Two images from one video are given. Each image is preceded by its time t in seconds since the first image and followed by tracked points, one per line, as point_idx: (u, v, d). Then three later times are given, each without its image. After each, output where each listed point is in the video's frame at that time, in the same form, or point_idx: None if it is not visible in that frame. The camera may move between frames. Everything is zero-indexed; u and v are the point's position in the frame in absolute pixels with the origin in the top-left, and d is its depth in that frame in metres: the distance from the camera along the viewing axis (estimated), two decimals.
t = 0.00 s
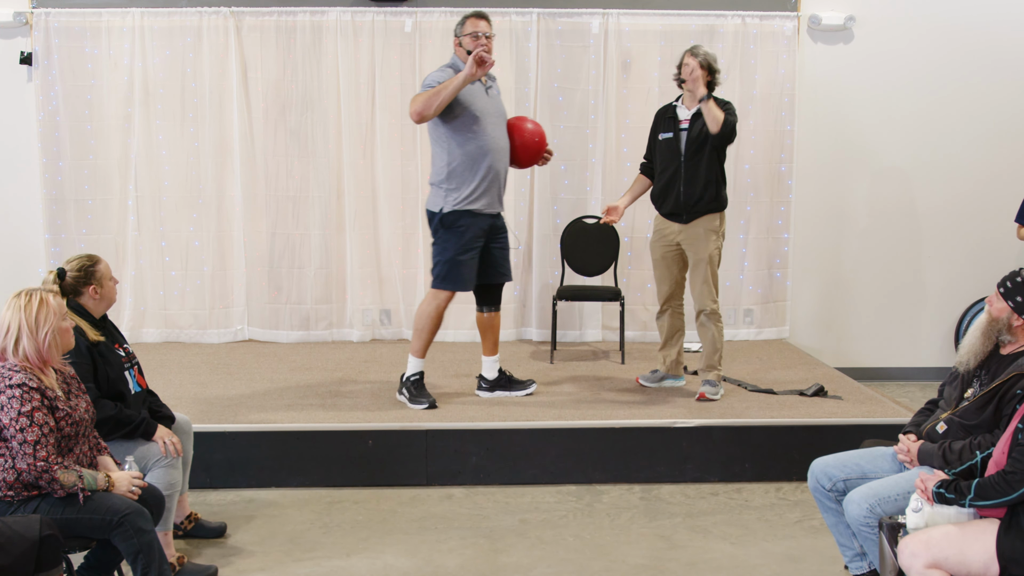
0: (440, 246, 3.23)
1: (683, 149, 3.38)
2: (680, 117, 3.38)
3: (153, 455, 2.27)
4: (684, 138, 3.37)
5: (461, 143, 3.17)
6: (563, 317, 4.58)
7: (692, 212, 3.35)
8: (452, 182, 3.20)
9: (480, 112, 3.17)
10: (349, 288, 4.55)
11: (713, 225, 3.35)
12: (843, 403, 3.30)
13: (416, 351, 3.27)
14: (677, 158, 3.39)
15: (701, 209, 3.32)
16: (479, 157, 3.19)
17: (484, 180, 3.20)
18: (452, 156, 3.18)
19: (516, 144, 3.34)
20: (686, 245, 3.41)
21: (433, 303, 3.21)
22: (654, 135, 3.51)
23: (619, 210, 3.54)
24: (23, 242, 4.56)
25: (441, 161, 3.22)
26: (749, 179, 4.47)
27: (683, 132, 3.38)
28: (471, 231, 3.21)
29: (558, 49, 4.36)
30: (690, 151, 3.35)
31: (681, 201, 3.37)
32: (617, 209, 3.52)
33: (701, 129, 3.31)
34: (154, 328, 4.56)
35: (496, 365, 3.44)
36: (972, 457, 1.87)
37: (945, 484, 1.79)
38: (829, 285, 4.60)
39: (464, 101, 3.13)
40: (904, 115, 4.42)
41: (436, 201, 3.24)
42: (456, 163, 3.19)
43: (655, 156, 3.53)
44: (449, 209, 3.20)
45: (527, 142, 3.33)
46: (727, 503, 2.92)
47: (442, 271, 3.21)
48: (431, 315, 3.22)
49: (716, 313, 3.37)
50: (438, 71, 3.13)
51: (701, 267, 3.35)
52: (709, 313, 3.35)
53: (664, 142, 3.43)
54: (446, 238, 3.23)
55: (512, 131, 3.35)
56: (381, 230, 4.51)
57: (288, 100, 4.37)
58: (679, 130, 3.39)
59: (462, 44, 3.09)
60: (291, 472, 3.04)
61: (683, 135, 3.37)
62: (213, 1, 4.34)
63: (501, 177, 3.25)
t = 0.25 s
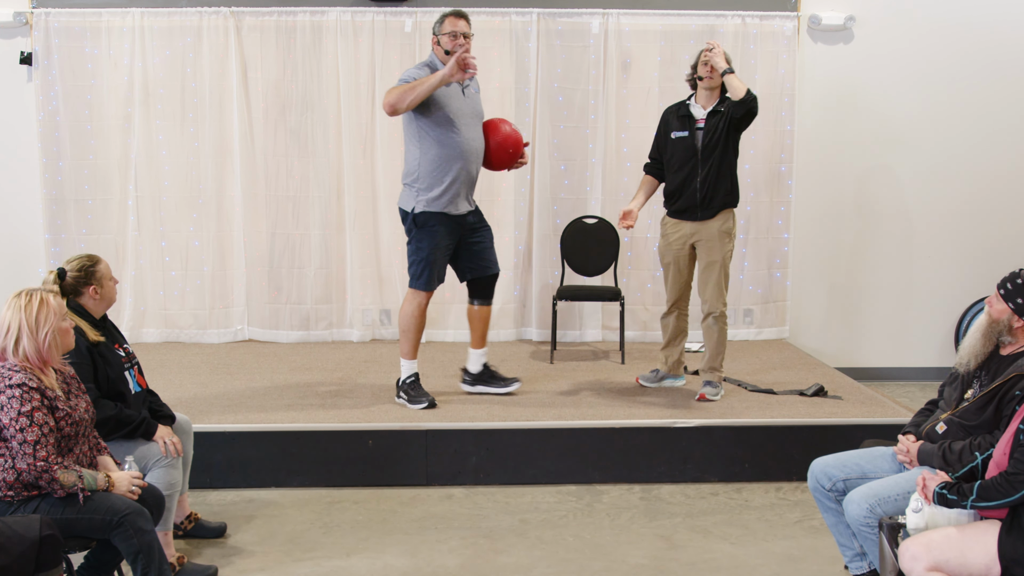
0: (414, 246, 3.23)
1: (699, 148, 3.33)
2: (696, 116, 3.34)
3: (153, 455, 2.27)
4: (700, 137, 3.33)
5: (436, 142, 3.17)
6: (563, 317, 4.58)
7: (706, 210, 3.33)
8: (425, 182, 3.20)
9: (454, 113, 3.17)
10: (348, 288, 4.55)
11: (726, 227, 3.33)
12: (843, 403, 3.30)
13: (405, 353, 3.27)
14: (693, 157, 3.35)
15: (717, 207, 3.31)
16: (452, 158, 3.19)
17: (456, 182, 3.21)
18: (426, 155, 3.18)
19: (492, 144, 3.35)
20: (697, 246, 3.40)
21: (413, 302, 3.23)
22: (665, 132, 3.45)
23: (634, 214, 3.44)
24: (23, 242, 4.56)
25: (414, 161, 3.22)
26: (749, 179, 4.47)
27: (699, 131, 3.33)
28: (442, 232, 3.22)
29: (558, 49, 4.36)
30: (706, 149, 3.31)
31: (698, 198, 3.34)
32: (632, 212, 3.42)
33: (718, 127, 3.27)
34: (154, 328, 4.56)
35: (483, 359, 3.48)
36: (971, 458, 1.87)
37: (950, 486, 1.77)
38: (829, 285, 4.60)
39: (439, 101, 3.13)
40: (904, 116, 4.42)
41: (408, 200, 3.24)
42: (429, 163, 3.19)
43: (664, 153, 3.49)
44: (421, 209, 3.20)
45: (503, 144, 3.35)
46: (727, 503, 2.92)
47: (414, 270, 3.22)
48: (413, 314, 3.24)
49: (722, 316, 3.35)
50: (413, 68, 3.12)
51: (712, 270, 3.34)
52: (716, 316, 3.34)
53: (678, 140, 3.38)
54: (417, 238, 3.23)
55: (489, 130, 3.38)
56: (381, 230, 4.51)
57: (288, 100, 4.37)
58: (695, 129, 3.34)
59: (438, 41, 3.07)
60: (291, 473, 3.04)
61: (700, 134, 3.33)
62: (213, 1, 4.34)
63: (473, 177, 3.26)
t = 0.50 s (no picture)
0: (410, 244, 3.23)
1: (709, 146, 3.32)
2: (706, 116, 3.32)
3: (153, 454, 2.27)
4: (711, 136, 3.32)
5: (428, 140, 3.18)
6: (563, 317, 4.58)
7: (716, 210, 3.33)
8: (418, 180, 3.21)
9: (445, 109, 3.18)
10: (348, 288, 4.55)
11: (732, 227, 3.35)
12: (843, 403, 3.30)
13: (406, 352, 3.27)
14: (703, 155, 3.34)
15: (725, 206, 3.32)
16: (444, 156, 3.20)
17: (449, 178, 3.22)
18: (418, 153, 3.19)
19: (485, 139, 3.37)
20: (702, 246, 3.39)
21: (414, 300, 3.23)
22: (673, 129, 3.42)
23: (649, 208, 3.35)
24: (22, 242, 4.56)
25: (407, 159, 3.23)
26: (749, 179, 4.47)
27: (709, 130, 3.33)
28: (437, 229, 3.22)
29: (558, 49, 4.36)
30: (717, 147, 3.31)
31: (706, 197, 3.34)
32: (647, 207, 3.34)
33: (729, 126, 3.29)
34: (154, 328, 4.56)
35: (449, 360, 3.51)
36: (971, 458, 1.87)
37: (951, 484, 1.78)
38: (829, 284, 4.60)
39: (429, 98, 3.14)
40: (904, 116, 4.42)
41: (403, 199, 3.25)
42: (421, 161, 3.20)
43: (672, 151, 3.45)
44: (415, 207, 3.20)
45: (497, 139, 3.36)
46: (727, 503, 2.92)
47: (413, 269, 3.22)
48: (413, 314, 3.24)
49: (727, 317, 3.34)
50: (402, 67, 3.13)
51: (719, 270, 3.32)
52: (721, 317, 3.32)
53: (688, 138, 3.37)
54: (412, 236, 3.22)
55: (483, 125, 3.39)
56: (381, 231, 4.51)
57: (288, 100, 4.37)
58: (705, 127, 3.33)
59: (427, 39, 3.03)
60: (291, 473, 3.04)
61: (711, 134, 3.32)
62: (213, 1, 4.34)
63: (466, 174, 3.26)
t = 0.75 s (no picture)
0: (407, 243, 3.24)
1: (708, 146, 3.31)
2: (706, 116, 3.31)
3: (153, 455, 2.26)
4: (710, 135, 3.31)
5: (424, 138, 3.18)
6: (563, 317, 4.58)
7: (715, 209, 3.32)
8: (415, 179, 3.21)
9: (442, 107, 3.17)
10: (348, 288, 4.55)
11: (729, 227, 3.35)
12: (843, 403, 3.30)
13: (406, 352, 3.27)
14: (702, 155, 3.33)
15: (723, 206, 3.32)
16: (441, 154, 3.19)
17: (446, 176, 3.21)
18: (415, 151, 3.19)
19: (482, 142, 3.37)
20: (699, 246, 3.38)
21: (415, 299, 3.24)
22: (670, 129, 3.40)
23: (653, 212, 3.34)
24: (22, 242, 4.56)
25: (404, 158, 3.23)
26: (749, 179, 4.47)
27: (708, 130, 3.31)
28: (434, 227, 3.22)
29: (558, 49, 4.36)
30: (716, 147, 3.30)
31: (704, 197, 3.32)
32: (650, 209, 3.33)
33: (728, 125, 3.29)
34: (154, 328, 4.56)
35: (447, 361, 3.51)
36: (972, 458, 1.87)
37: (950, 481, 1.79)
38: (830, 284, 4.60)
39: (426, 96, 3.14)
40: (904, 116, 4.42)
41: (400, 198, 3.25)
42: (418, 160, 3.20)
43: (669, 151, 3.43)
44: (412, 206, 3.21)
45: (494, 142, 3.36)
46: (727, 503, 2.92)
47: (412, 268, 3.22)
48: (413, 313, 3.24)
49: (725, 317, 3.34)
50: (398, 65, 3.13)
51: (716, 270, 3.32)
52: (719, 318, 3.32)
53: (687, 138, 3.34)
54: (410, 235, 3.23)
55: (481, 128, 3.39)
56: (381, 231, 4.51)
57: (288, 100, 4.37)
58: (704, 127, 3.31)
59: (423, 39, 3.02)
60: (290, 473, 3.04)
61: (709, 133, 3.30)
62: (213, 1, 4.34)
63: (462, 173, 3.26)
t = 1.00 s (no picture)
0: (407, 243, 3.24)
1: (693, 147, 3.31)
2: (690, 116, 3.30)
3: (151, 456, 2.26)
4: (694, 136, 3.30)
5: (424, 138, 3.18)
6: (563, 317, 4.58)
7: (701, 210, 3.32)
8: (414, 179, 3.21)
9: (442, 107, 3.17)
10: (348, 288, 4.55)
11: (716, 227, 3.34)
12: (843, 403, 3.30)
13: (406, 352, 3.27)
14: (687, 156, 3.32)
15: (709, 207, 3.32)
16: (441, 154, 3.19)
17: (446, 177, 3.21)
18: (415, 151, 3.19)
19: (482, 143, 3.37)
20: (686, 247, 3.37)
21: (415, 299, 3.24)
22: (655, 129, 3.38)
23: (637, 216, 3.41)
24: (22, 242, 4.56)
25: (404, 158, 3.23)
26: (749, 179, 4.47)
27: (693, 131, 3.30)
28: (434, 226, 3.22)
29: (558, 49, 4.36)
30: (702, 148, 3.30)
31: (690, 198, 3.32)
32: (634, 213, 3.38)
33: (713, 127, 3.29)
34: (154, 328, 4.56)
35: (447, 362, 3.51)
36: (971, 458, 1.87)
37: (951, 480, 1.79)
38: (830, 284, 4.60)
39: (426, 95, 3.14)
40: (905, 116, 4.42)
41: (400, 198, 3.25)
42: (418, 160, 3.20)
43: (653, 152, 3.41)
44: (411, 206, 3.21)
45: (493, 143, 3.36)
46: (727, 503, 2.92)
47: (412, 268, 3.22)
48: (413, 313, 3.24)
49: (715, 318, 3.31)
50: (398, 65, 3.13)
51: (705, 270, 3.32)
52: (710, 318, 3.30)
53: (671, 139, 3.33)
54: (409, 234, 3.23)
55: (479, 129, 3.39)
56: (381, 230, 4.51)
57: (288, 100, 4.37)
58: (689, 128, 3.30)
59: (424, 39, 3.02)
60: (290, 473, 3.04)
61: (693, 134, 3.29)
62: (213, 1, 4.34)
63: (462, 173, 3.26)
